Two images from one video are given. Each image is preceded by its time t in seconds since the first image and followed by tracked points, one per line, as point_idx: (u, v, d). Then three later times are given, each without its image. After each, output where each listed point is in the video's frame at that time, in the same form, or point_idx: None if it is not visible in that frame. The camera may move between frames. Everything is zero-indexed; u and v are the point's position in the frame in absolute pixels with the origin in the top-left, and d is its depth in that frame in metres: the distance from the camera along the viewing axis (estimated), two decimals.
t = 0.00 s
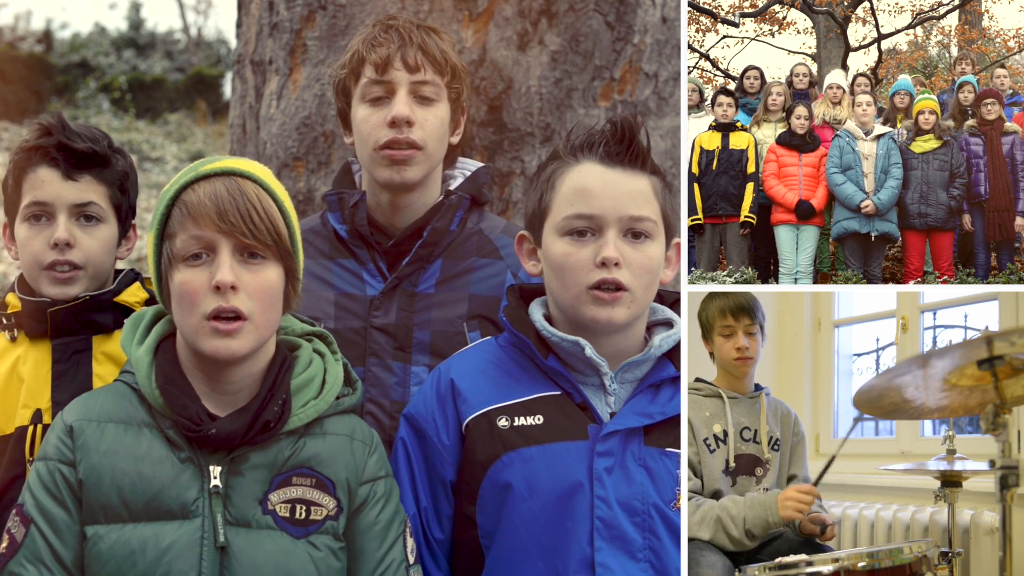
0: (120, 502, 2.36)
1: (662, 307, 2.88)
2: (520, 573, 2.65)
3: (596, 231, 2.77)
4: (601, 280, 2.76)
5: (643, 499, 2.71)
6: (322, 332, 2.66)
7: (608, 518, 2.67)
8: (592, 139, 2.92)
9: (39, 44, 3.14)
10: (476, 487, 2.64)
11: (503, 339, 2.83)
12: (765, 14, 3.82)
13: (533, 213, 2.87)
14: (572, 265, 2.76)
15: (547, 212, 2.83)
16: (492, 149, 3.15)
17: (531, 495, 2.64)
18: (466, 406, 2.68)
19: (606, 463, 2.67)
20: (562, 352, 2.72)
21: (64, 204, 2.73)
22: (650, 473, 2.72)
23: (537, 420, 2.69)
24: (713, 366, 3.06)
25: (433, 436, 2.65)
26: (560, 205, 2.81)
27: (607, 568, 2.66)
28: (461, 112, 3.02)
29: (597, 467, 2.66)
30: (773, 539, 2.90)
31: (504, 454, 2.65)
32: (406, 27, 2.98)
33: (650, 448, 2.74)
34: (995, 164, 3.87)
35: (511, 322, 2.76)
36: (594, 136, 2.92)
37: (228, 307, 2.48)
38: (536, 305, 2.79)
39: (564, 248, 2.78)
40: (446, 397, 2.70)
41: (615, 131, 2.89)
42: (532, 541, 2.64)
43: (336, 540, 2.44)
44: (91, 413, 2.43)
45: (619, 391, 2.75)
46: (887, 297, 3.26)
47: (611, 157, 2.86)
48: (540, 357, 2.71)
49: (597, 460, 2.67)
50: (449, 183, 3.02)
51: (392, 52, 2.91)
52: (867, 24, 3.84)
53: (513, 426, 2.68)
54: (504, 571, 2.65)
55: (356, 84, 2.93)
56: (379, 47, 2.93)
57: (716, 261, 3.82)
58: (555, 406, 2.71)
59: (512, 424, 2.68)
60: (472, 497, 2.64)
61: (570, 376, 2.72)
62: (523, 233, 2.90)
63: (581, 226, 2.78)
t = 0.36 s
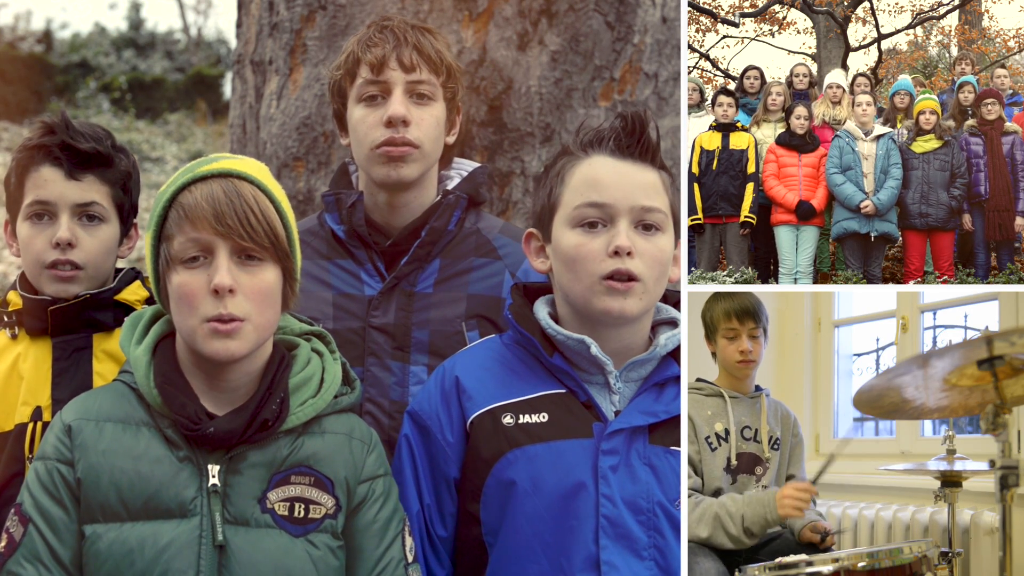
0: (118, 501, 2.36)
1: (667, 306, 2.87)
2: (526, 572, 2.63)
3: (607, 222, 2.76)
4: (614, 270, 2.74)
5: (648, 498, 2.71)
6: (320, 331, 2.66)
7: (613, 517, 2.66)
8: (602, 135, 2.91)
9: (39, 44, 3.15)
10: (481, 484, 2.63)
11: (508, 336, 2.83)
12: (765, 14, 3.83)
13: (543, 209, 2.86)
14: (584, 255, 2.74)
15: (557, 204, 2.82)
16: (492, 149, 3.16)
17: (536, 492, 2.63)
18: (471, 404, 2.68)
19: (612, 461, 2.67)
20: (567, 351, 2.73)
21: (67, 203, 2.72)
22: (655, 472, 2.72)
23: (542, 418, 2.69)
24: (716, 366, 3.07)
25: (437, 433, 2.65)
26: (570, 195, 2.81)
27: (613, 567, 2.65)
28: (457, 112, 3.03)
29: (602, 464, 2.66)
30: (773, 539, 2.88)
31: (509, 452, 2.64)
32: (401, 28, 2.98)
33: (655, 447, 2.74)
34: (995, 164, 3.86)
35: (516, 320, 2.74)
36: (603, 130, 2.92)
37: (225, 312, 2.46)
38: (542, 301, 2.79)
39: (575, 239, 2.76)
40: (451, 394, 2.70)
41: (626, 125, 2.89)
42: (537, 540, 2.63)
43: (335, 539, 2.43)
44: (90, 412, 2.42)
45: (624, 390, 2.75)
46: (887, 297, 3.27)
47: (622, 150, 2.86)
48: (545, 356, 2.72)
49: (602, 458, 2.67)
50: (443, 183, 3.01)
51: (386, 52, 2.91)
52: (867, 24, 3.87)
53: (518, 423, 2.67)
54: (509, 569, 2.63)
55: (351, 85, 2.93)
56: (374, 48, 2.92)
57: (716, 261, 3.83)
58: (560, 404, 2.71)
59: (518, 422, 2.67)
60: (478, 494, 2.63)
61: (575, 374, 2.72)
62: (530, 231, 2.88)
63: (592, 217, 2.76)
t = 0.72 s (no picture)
0: (114, 500, 2.36)
1: (669, 309, 2.88)
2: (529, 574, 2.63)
3: (612, 228, 2.76)
4: (618, 276, 2.74)
5: (651, 499, 2.71)
6: (318, 334, 2.65)
7: (616, 518, 2.66)
8: (608, 137, 2.91)
9: (39, 44, 3.15)
10: (484, 484, 2.63)
11: (509, 338, 2.82)
12: (765, 14, 3.84)
13: (546, 211, 2.86)
14: (588, 261, 2.75)
15: (562, 208, 2.82)
16: (492, 149, 3.16)
17: (538, 493, 2.63)
18: (473, 404, 2.67)
19: (615, 462, 2.67)
20: (570, 352, 2.73)
21: (68, 199, 2.72)
22: (658, 474, 2.72)
23: (546, 419, 2.69)
24: (717, 366, 3.06)
25: (440, 435, 2.64)
26: (574, 202, 2.80)
27: (616, 567, 2.66)
28: (456, 111, 3.03)
29: (605, 465, 2.66)
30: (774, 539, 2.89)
31: (512, 453, 2.64)
32: (397, 29, 2.98)
33: (657, 449, 2.74)
34: (995, 164, 3.86)
35: (519, 321, 2.74)
36: (609, 133, 2.92)
37: (221, 313, 2.46)
38: (543, 304, 2.79)
39: (579, 245, 2.76)
40: (452, 395, 2.69)
41: (632, 129, 2.89)
42: (540, 541, 2.63)
43: (330, 539, 2.43)
44: (87, 412, 2.42)
45: (625, 391, 2.76)
46: (887, 297, 3.26)
47: (627, 155, 2.85)
48: (549, 357, 2.72)
49: (604, 459, 2.67)
50: (443, 183, 3.03)
51: (383, 54, 2.90)
52: (867, 24, 3.88)
53: (521, 424, 2.67)
54: (512, 569, 2.63)
55: (349, 87, 2.92)
56: (371, 49, 2.92)
57: (716, 261, 3.83)
58: (563, 406, 2.71)
59: (520, 423, 2.67)
60: (478, 497, 2.63)
61: (578, 376, 2.72)
62: (533, 231, 2.89)
63: (597, 223, 2.76)
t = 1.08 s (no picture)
0: (111, 501, 2.36)
1: (664, 309, 2.88)
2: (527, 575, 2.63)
3: (607, 228, 2.77)
4: (615, 276, 2.75)
5: (649, 500, 2.70)
6: (312, 333, 2.66)
7: (614, 520, 2.66)
8: (603, 136, 2.91)
9: (39, 44, 3.16)
10: (481, 487, 2.63)
11: (505, 339, 2.82)
12: (765, 14, 3.84)
13: (541, 212, 2.86)
14: (585, 261, 2.76)
15: (557, 208, 2.82)
16: (492, 149, 3.16)
17: (537, 495, 2.63)
18: (471, 406, 2.68)
19: (613, 463, 2.67)
20: (567, 353, 2.73)
21: (68, 196, 2.72)
22: (655, 474, 2.71)
23: (543, 421, 2.69)
24: (712, 366, 3.06)
25: (437, 437, 2.65)
26: (570, 201, 2.81)
27: (615, 569, 2.65)
28: (457, 111, 3.03)
29: (603, 467, 2.66)
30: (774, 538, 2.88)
31: (510, 455, 2.64)
32: (398, 28, 2.98)
33: (655, 450, 2.73)
34: (995, 164, 3.86)
35: (515, 321, 2.74)
36: (604, 132, 2.91)
37: (216, 305, 2.46)
38: (539, 305, 2.78)
39: (575, 245, 2.77)
40: (450, 396, 2.70)
41: (627, 128, 2.89)
42: (537, 542, 2.63)
43: (326, 538, 2.43)
44: (82, 412, 2.42)
45: (623, 392, 2.75)
46: (886, 297, 3.26)
47: (623, 154, 2.86)
48: (544, 357, 2.72)
49: (602, 460, 2.66)
50: (447, 183, 3.03)
51: (384, 54, 2.90)
52: (867, 24, 3.88)
53: (518, 426, 2.67)
54: (511, 571, 2.64)
55: (350, 87, 2.93)
56: (372, 49, 2.92)
57: (716, 261, 3.83)
58: (560, 406, 2.71)
59: (518, 425, 2.67)
60: (477, 498, 2.63)
61: (575, 377, 2.72)
62: (528, 232, 2.88)
63: (592, 223, 2.78)
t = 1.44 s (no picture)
0: (113, 503, 2.36)
1: (660, 309, 2.86)
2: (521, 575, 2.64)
3: (602, 229, 2.77)
4: (609, 276, 2.76)
5: (644, 501, 2.70)
6: (313, 333, 2.65)
7: (609, 521, 2.66)
8: (597, 136, 2.91)
9: (39, 44, 3.18)
10: (476, 488, 2.63)
11: (500, 339, 2.82)
12: (765, 15, 3.84)
13: (537, 212, 2.86)
14: (580, 262, 2.76)
15: (552, 208, 2.82)
16: (492, 149, 3.15)
17: (532, 495, 2.63)
18: (465, 407, 2.68)
19: (608, 464, 2.67)
20: (561, 353, 2.73)
21: (68, 192, 2.72)
22: (650, 474, 2.71)
23: (538, 421, 2.69)
24: (714, 366, 3.06)
25: (431, 438, 2.65)
26: (564, 202, 2.81)
27: (610, 570, 2.65)
28: (461, 111, 3.02)
29: (598, 467, 2.66)
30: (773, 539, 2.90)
31: (504, 456, 2.64)
32: (401, 29, 2.98)
33: (650, 450, 2.74)
34: (995, 164, 3.87)
35: (511, 322, 2.75)
36: (599, 133, 2.92)
37: (219, 305, 2.47)
38: (534, 305, 2.79)
39: (569, 245, 2.78)
40: (445, 397, 2.70)
41: (623, 128, 2.89)
42: (532, 542, 2.63)
43: (327, 540, 2.42)
44: (83, 414, 2.43)
45: (618, 393, 2.75)
46: (887, 297, 3.26)
47: (617, 153, 2.86)
48: (540, 358, 2.71)
49: (597, 461, 2.66)
50: (449, 184, 3.01)
51: (387, 55, 2.91)
52: (867, 24, 3.87)
53: (513, 427, 2.67)
54: (506, 572, 2.64)
55: (353, 88, 2.93)
56: (376, 50, 2.92)
57: (716, 261, 3.82)
58: (553, 407, 2.71)
59: (512, 425, 2.67)
60: (473, 498, 2.63)
61: (569, 377, 2.72)
62: (523, 232, 2.90)
63: (586, 223, 2.78)
